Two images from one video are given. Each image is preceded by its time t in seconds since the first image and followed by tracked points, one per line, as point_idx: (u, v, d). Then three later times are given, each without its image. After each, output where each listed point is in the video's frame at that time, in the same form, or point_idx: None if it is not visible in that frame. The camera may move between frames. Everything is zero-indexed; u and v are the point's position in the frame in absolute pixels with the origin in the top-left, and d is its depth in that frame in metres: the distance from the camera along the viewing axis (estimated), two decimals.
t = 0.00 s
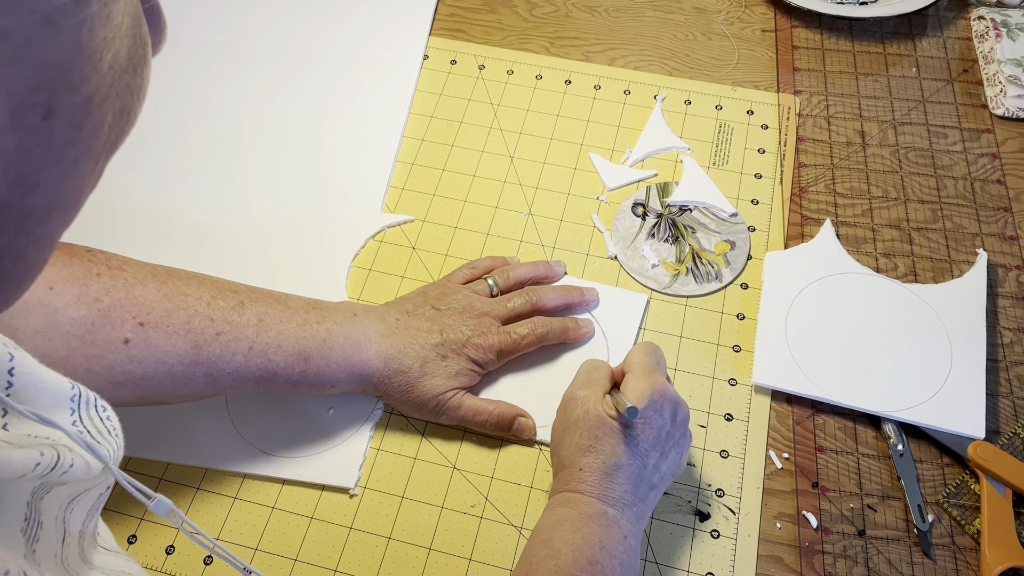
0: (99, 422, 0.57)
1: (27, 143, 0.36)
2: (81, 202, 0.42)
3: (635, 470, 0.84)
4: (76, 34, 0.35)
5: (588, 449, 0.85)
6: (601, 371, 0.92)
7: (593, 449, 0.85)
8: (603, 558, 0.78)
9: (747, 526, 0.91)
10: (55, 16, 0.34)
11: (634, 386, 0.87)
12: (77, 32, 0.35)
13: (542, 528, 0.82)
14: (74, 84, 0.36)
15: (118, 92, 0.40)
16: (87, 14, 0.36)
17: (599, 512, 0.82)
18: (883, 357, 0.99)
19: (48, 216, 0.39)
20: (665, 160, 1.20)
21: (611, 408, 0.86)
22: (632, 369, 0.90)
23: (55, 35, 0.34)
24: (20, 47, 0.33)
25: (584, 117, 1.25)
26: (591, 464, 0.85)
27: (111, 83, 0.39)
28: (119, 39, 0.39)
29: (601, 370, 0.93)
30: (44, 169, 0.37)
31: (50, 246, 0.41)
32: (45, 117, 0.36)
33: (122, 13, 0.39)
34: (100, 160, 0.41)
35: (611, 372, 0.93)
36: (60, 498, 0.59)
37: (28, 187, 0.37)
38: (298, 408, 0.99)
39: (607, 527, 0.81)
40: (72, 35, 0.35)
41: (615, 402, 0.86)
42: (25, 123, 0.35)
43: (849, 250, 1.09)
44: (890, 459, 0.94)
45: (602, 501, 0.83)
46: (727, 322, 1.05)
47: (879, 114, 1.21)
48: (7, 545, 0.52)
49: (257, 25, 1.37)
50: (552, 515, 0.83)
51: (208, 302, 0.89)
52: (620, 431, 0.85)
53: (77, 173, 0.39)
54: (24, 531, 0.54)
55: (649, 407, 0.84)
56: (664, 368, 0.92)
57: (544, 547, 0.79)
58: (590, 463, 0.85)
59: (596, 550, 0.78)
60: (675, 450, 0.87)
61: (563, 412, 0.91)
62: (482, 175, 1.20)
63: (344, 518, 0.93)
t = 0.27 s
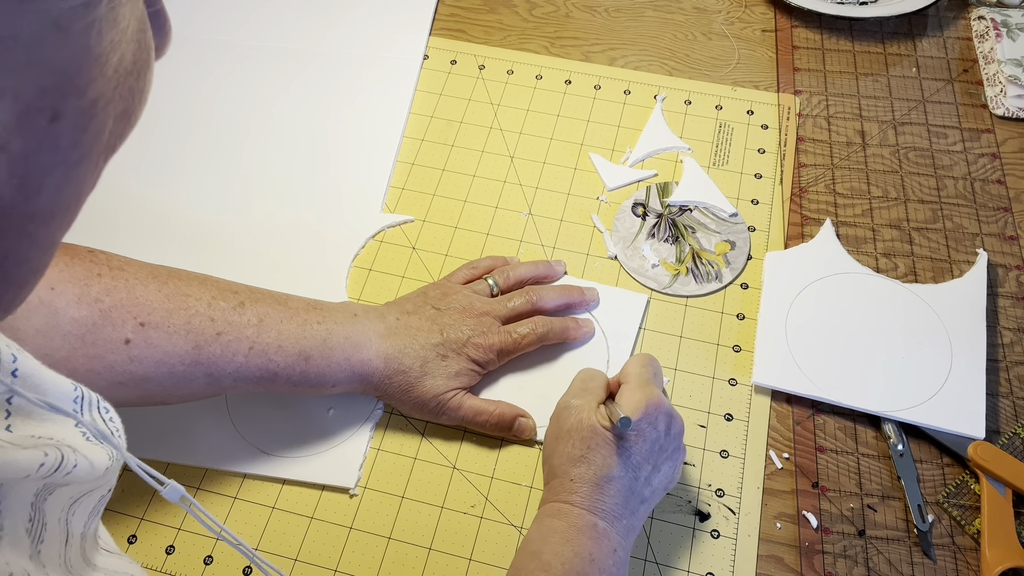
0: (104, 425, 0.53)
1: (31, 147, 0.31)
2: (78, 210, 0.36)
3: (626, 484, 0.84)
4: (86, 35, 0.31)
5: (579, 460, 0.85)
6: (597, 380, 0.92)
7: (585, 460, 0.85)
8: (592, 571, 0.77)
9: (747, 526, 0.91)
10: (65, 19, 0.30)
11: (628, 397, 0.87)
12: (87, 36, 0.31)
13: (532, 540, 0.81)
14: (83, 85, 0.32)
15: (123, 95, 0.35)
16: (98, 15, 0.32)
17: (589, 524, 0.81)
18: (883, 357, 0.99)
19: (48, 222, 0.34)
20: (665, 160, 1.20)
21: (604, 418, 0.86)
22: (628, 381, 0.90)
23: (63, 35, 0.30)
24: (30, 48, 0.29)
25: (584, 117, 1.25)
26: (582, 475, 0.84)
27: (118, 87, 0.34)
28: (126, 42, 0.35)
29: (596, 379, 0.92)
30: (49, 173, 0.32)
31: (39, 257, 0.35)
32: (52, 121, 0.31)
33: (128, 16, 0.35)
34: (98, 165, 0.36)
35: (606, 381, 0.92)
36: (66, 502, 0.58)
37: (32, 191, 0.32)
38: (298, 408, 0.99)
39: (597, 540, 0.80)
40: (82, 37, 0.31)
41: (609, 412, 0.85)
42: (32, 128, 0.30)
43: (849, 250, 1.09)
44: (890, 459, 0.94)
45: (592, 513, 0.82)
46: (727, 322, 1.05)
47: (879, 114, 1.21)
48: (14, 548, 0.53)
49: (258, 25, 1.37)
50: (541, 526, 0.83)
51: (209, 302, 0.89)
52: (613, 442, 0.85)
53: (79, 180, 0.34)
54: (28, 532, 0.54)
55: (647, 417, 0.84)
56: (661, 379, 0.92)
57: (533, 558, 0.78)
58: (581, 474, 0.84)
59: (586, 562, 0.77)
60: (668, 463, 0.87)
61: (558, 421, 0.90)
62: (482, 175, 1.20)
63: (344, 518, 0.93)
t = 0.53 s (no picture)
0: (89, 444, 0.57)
1: None
2: (56, 212, 0.42)
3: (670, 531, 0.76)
4: (38, 41, 0.34)
5: (635, 508, 0.74)
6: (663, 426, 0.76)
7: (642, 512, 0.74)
8: None
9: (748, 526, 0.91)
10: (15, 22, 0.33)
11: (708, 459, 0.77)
12: (40, 38, 0.34)
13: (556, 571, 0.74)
14: (42, 92, 0.35)
15: (90, 98, 0.39)
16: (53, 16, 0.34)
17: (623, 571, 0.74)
18: (883, 357, 0.99)
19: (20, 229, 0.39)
20: (665, 160, 1.20)
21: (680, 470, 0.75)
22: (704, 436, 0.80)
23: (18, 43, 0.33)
24: None
25: (584, 117, 1.25)
26: (632, 521, 0.74)
27: (82, 90, 0.38)
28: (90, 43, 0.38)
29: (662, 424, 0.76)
30: (14, 182, 0.36)
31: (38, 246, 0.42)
32: (11, 129, 0.35)
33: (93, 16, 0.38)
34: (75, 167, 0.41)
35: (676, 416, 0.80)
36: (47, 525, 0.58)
37: None
38: (299, 409, 0.99)
39: None
40: (35, 40, 0.34)
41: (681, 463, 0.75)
42: None
43: (849, 250, 1.09)
44: (890, 459, 0.94)
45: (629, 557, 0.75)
46: (727, 322, 1.05)
47: (879, 114, 1.21)
48: None
49: (258, 26, 1.37)
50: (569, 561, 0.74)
51: (206, 303, 0.89)
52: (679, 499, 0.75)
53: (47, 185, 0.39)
54: (5, 561, 0.54)
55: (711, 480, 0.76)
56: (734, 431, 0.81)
57: None
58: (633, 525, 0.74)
59: None
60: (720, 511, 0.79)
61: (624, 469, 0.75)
62: (482, 175, 1.20)
63: (344, 518, 0.93)
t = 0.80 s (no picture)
0: (77, 460, 0.60)
1: None
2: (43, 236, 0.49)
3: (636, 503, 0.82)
4: (17, 76, 0.39)
5: (603, 474, 0.80)
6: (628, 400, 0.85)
7: (611, 480, 0.80)
8: None
9: (747, 526, 0.91)
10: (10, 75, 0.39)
11: (664, 423, 0.84)
12: (21, 73, 0.40)
13: (534, 540, 0.77)
14: (25, 124, 0.41)
15: (67, 127, 0.46)
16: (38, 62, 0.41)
17: (595, 539, 0.78)
18: (883, 357, 0.99)
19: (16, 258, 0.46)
20: (666, 160, 1.20)
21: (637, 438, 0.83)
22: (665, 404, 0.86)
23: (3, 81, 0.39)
24: None
25: (584, 117, 1.25)
26: (602, 489, 0.80)
27: (62, 125, 0.45)
28: (70, 78, 0.45)
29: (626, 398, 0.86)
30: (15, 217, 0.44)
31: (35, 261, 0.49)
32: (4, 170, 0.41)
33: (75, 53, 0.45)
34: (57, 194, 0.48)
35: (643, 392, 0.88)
36: (41, 545, 0.57)
37: None
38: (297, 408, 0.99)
39: (596, 559, 0.78)
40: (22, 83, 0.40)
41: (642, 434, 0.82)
42: None
43: (849, 250, 1.09)
44: (890, 459, 0.94)
45: (601, 526, 0.79)
46: (727, 322, 1.05)
47: (879, 114, 1.21)
48: None
49: (260, 26, 1.37)
50: (546, 531, 0.78)
51: (160, 313, 0.88)
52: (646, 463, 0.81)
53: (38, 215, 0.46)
54: None
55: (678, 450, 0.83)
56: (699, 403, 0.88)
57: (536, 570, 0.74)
58: (603, 493, 0.80)
59: None
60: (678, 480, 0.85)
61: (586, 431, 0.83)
62: (483, 175, 1.20)
63: (344, 518, 0.93)
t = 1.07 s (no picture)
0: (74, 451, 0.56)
1: (13, 198, 0.33)
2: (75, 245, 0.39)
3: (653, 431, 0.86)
4: (53, 78, 0.32)
5: (620, 409, 0.84)
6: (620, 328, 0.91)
7: (626, 413, 0.84)
8: (620, 518, 0.80)
9: (747, 526, 0.91)
10: (33, 63, 0.31)
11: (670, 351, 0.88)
12: (52, 73, 0.31)
13: (562, 482, 0.82)
14: (58, 129, 0.33)
15: (106, 130, 0.36)
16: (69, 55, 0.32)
17: (620, 472, 0.83)
18: (883, 357, 0.99)
19: (37, 269, 0.37)
20: (666, 160, 1.20)
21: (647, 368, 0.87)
22: (664, 334, 0.91)
23: (30, 81, 0.31)
24: None
25: (584, 117, 1.25)
26: (620, 424, 0.84)
27: (99, 123, 0.35)
28: (105, 76, 0.35)
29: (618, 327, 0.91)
30: (32, 224, 0.34)
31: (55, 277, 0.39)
32: (30, 169, 0.32)
33: (107, 43, 0.35)
34: (95, 200, 0.38)
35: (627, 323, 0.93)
36: (39, 533, 0.57)
37: (14, 243, 0.34)
38: (298, 408, 0.99)
39: (624, 488, 0.83)
40: (54, 77, 0.32)
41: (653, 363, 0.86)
42: (8, 179, 0.32)
43: (850, 249, 1.09)
44: (890, 459, 0.94)
45: (623, 460, 0.83)
46: (727, 322, 1.05)
47: (879, 114, 1.21)
48: None
49: (259, 26, 1.37)
50: (572, 468, 0.83)
51: (156, 302, 0.89)
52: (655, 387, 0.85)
53: (67, 218, 0.36)
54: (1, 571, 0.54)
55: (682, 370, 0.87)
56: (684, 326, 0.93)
57: (566, 503, 0.80)
58: (619, 425, 0.84)
59: (616, 511, 0.80)
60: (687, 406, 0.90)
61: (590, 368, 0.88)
62: (482, 175, 1.20)
63: (344, 518, 0.93)
